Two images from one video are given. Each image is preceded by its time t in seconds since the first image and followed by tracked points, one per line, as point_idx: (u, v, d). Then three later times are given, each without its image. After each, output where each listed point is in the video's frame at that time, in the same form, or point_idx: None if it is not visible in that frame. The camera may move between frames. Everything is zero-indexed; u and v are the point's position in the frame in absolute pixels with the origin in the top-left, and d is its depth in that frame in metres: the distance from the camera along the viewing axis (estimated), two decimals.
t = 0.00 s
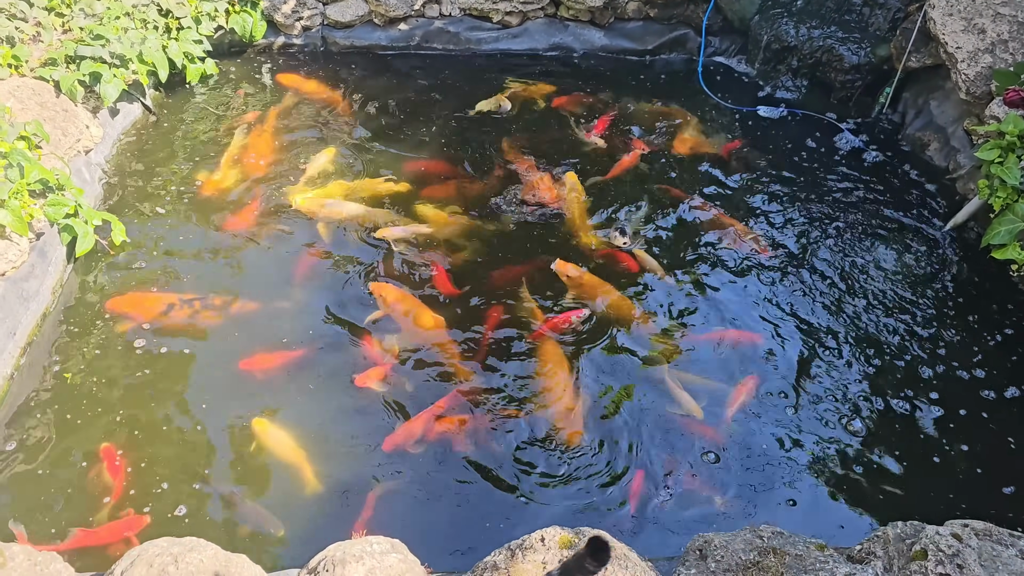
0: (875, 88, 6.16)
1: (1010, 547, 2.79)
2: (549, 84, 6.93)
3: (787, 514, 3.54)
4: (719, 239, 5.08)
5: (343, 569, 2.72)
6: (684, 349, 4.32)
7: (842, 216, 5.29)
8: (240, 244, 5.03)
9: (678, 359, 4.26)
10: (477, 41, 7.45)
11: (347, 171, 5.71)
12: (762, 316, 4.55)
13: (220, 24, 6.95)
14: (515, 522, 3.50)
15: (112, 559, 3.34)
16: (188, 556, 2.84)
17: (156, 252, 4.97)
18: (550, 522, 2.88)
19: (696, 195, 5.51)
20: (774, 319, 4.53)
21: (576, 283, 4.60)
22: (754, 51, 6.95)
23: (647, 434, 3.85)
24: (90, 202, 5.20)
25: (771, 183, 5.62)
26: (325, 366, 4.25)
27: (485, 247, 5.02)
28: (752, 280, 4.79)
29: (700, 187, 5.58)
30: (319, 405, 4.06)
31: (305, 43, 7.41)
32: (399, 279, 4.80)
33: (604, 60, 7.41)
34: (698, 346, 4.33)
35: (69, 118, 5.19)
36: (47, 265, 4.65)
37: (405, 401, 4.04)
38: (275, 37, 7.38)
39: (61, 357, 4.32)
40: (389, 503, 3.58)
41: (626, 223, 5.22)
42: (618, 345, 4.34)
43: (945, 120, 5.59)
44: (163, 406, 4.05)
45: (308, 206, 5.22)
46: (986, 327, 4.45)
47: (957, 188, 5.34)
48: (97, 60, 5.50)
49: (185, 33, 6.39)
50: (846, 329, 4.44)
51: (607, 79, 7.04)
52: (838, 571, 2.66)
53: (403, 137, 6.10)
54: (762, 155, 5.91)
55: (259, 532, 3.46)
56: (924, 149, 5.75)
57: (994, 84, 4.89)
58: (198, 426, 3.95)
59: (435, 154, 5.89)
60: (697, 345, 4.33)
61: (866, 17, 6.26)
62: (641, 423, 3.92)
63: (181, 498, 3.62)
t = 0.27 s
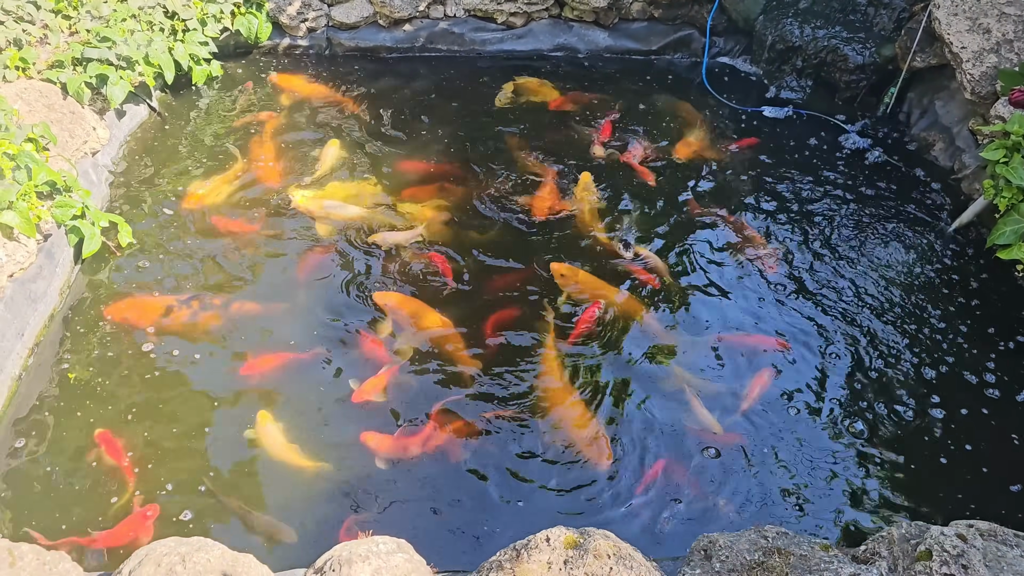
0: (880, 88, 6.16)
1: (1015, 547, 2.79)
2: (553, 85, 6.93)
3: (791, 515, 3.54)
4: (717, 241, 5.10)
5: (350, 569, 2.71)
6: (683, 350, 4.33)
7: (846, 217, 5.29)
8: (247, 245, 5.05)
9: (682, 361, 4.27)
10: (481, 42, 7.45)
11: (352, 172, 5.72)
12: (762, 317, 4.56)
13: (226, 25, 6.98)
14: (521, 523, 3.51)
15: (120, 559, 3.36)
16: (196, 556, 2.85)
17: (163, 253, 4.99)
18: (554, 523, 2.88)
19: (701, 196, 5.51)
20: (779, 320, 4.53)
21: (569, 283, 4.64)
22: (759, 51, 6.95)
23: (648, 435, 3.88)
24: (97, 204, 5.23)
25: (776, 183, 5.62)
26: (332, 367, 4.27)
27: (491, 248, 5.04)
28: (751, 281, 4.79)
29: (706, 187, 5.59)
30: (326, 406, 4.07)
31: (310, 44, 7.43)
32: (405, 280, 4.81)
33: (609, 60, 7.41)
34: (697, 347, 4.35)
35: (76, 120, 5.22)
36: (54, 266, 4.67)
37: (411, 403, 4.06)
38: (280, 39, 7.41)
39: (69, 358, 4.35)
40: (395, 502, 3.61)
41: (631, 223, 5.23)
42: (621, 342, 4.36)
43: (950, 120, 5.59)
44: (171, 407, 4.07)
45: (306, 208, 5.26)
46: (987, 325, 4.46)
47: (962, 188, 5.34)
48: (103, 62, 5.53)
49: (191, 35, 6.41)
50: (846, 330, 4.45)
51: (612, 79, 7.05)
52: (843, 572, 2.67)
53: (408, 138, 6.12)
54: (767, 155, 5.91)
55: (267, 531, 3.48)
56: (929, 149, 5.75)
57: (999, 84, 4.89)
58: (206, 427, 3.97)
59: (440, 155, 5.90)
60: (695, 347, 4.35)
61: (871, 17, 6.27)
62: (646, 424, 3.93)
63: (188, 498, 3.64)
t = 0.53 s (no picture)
0: (883, 88, 6.17)
1: (1018, 546, 2.80)
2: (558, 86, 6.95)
3: (794, 516, 3.55)
4: (716, 242, 5.12)
5: (356, 567, 2.72)
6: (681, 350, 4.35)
7: (849, 217, 5.30)
8: (252, 247, 5.08)
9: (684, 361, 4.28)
10: (485, 44, 7.48)
11: (357, 174, 5.75)
12: (761, 317, 4.57)
13: (230, 28, 7.02)
14: (527, 524, 3.53)
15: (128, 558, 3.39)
16: (203, 555, 2.87)
17: (168, 255, 5.02)
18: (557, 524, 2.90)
19: (704, 197, 5.52)
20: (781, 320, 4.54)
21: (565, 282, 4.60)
22: (762, 52, 6.96)
23: (650, 436, 3.89)
24: (103, 206, 5.26)
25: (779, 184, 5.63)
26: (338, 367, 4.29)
27: (495, 251, 5.05)
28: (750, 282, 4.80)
29: (709, 188, 5.60)
30: (333, 406, 4.09)
31: (314, 47, 7.46)
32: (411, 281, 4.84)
33: (612, 61, 7.42)
34: (696, 348, 4.36)
35: (83, 123, 5.26)
36: (62, 268, 4.71)
37: (415, 404, 4.07)
38: (284, 41, 7.44)
39: (76, 359, 4.38)
40: (399, 503, 3.63)
41: (636, 224, 5.24)
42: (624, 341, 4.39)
43: (954, 121, 5.60)
44: (177, 407, 4.10)
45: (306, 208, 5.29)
46: (987, 323, 4.48)
47: (965, 188, 5.35)
48: (110, 66, 5.56)
49: (196, 37, 6.45)
50: (845, 331, 4.46)
51: (615, 81, 7.06)
52: (845, 570, 2.69)
53: (412, 140, 6.14)
54: (770, 156, 5.93)
55: (272, 529, 3.51)
56: (932, 150, 5.76)
57: (1002, 85, 4.89)
58: (212, 428, 3.99)
59: (444, 157, 5.93)
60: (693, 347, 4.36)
61: (874, 18, 6.26)
62: (650, 425, 3.95)
63: (195, 497, 3.67)
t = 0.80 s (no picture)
0: (883, 89, 6.17)
1: (1016, 547, 2.82)
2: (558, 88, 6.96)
3: (793, 517, 3.57)
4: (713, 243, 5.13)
5: (357, 569, 2.74)
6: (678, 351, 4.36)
7: (848, 218, 5.31)
8: (253, 249, 5.11)
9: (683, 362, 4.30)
10: (485, 45, 7.49)
11: (358, 175, 5.77)
12: (758, 317, 4.58)
13: (231, 30, 7.03)
14: (529, 525, 3.55)
15: (130, 559, 3.41)
16: (205, 556, 2.89)
17: (170, 257, 5.05)
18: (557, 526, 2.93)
19: (704, 198, 5.53)
20: (779, 321, 4.55)
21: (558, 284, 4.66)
22: (762, 53, 6.97)
23: (650, 436, 3.91)
24: (105, 208, 5.28)
25: (779, 184, 5.64)
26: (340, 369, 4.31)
27: (496, 252, 5.07)
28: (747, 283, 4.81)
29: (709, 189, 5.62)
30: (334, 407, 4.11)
31: (315, 49, 7.48)
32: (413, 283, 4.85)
33: (612, 62, 7.43)
34: (693, 349, 4.37)
35: (85, 126, 5.28)
36: (64, 270, 4.73)
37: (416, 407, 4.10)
38: (285, 43, 7.45)
39: (79, 361, 4.40)
40: (400, 504, 3.64)
41: (636, 226, 5.26)
42: (624, 340, 4.43)
43: (953, 121, 5.61)
44: (179, 409, 4.12)
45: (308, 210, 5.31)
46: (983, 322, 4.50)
47: (965, 189, 5.35)
48: (111, 68, 5.59)
49: (197, 40, 6.47)
50: (843, 330, 4.47)
51: (615, 82, 7.08)
52: (844, 571, 2.70)
53: (413, 142, 6.16)
54: (770, 156, 5.94)
55: (275, 529, 3.54)
56: (932, 150, 5.76)
57: (1002, 85, 4.90)
58: (215, 430, 4.01)
59: (444, 159, 5.94)
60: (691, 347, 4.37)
61: (874, 18, 6.28)
62: (650, 427, 3.96)
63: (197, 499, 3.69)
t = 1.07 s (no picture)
0: (881, 89, 6.18)
1: (1013, 547, 2.83)
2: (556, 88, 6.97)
3: (790, 519, 3.58)
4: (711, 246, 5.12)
5: (355, 571, 2.74)
6: (676, 355, 4.34)
7: (845, 219, 5.31)
8: (251, 251, 5.11)
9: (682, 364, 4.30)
10: (483, 46, 7.49)
11: (356, 177, 5.77)
12: (757, 320, 4.56)
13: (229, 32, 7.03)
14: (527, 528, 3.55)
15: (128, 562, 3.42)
16: (203, 559, 2.89)
17: (168, 259, 5.05)
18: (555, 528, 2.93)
19: (702, 200, 5.53)
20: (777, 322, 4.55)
21: (548, 284, 4.66)
22: (759, 54, 6.97)
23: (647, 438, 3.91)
24: (103, 210, 5.28)
25: (777, 185, 5.64)
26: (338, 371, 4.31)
27: (494, 254, 5.07)
28: (745, 286, 4.80)
29: (707, 190, 5.62)
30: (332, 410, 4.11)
31: (313, 50, 7.48)
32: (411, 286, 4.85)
33: (610, 63, 7.44)
34: (692, 352, 4.36)
35: (83, 127, 5.28)
36: (62, 272, 4.74)
37: (414, 409, 4.10)
38: (283, 45, 7.45)
39: (76, 363, 4.40)
40: (398, 507, 3.65)
41: (634, 227, 5.26)
42: (621, 343, 4.43)
43: (951, 122, 5.61)
44: (177, 411, 4.12)
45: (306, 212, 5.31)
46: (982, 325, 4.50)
47: (963, 189, 5.36)
48: (109, 70, 5.59)
49: (195, 41, 6.47)
50: (841, 334, 4.46)
51: (613, 83, 7.08)
52: (842, 572, 2.71)
53: (411, 143, 6.16)
54: (768, 157, 5.94)
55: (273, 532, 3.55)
56: (929, 151, 5.76)
57: (999, 86, 4.91)
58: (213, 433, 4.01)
59: (442, 160, 5.94)
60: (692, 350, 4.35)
61: (871, 19, 6.34)
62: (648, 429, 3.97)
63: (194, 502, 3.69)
